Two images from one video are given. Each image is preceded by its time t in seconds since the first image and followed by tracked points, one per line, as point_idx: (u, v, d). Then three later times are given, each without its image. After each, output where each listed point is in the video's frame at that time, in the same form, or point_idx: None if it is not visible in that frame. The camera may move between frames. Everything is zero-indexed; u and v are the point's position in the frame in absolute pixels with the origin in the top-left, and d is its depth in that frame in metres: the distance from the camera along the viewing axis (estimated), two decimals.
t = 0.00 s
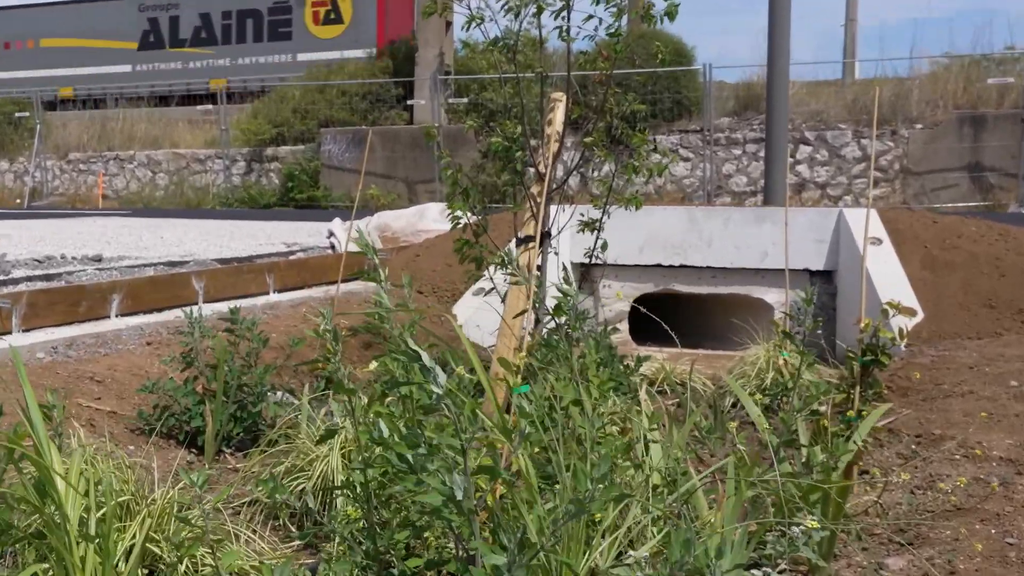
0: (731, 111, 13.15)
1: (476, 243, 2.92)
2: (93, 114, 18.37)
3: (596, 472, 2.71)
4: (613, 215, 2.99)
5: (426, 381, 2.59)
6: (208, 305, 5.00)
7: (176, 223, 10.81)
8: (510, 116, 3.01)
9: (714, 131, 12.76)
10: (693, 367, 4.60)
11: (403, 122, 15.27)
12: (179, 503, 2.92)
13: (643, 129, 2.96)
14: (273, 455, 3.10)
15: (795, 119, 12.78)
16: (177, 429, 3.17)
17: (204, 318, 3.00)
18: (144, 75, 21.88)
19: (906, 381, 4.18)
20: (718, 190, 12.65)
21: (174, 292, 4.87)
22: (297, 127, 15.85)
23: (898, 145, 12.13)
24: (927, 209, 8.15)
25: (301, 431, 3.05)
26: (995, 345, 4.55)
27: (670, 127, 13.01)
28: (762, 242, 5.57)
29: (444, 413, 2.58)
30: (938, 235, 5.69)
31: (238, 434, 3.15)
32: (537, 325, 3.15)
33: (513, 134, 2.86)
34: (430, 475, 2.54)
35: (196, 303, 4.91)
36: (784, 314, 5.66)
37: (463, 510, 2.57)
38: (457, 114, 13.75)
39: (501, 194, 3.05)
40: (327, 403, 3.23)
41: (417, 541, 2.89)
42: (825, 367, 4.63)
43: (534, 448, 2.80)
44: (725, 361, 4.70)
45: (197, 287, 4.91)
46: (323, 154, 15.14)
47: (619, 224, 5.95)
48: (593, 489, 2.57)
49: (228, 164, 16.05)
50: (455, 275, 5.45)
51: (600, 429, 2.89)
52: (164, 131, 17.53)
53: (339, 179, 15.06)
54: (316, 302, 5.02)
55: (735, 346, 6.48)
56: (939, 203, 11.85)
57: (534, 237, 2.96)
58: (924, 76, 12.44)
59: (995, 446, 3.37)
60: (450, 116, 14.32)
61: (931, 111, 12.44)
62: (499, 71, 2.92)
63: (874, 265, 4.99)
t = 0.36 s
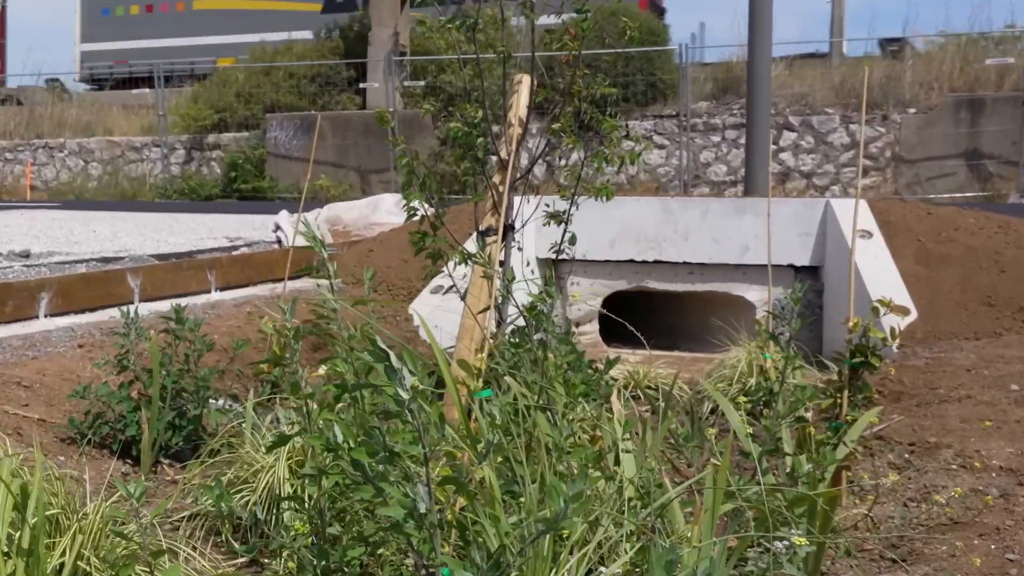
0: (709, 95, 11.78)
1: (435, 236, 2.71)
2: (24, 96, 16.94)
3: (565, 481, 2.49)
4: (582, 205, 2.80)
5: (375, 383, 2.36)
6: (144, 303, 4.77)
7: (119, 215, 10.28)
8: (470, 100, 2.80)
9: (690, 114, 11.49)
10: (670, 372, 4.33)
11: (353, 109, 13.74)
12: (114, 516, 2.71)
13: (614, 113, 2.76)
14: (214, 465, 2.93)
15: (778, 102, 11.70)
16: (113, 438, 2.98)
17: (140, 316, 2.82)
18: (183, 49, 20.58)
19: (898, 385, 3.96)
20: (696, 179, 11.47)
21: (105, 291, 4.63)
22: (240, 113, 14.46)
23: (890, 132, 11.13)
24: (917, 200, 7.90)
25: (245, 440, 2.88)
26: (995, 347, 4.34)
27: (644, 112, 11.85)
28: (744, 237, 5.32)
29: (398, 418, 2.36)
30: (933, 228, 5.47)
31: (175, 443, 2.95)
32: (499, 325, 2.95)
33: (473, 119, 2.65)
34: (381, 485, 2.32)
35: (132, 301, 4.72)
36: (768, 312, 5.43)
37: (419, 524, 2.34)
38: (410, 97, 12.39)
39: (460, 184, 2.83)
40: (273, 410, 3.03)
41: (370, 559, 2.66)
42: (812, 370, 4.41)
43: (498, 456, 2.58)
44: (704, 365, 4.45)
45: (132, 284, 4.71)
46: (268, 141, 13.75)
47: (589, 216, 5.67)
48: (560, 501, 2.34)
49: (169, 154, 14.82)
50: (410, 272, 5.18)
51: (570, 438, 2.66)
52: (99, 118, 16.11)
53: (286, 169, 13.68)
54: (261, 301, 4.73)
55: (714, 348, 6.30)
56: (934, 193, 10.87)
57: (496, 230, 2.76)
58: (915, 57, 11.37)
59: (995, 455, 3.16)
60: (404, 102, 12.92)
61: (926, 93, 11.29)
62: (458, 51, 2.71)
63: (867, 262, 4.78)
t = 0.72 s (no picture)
0: (690, 79, 10.77)
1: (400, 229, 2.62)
2: None
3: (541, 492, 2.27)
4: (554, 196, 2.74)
5: (346, 384, 2.08)
6: (92, 301, 4.47)
7: (72, 208, 9.87)
8: (437, 85, 2.69)
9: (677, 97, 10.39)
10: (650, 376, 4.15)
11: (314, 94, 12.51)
12: (61, 528, 2.55)
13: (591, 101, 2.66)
14: (166, 473, 2.80)
15: (765, 87, 10.49)
16: (60, 443, 2.84)
17: (87, 317, 2.77)
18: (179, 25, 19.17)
19: (892, 387, 3.80)
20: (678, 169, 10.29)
21: (49, 286, 4.31)
22: (193, 99, 13.13)
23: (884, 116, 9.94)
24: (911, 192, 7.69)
25: (199, 447, 2.74)
26: (995, 347, 4.17)
27: (627, 97, 10.65)
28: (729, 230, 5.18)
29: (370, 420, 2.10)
30: (928, 220, 5.32)
31: (124, 449, 2.80)
32: (468, 325, 2.83)
33: (440, 104, 2.52)
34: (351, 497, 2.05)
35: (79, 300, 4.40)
36: (754, 310, 5.28)
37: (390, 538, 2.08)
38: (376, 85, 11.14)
39: (427, 174, 2.71)
40: (230, 414, 2.92)
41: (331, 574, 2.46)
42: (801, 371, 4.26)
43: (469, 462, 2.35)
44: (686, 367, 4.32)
45: (77, 282, 4.40)
46: (222, 129, 12.37)
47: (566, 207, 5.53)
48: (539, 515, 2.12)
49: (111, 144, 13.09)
50: (374, 267, 4.99)
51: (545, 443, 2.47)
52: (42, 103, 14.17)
53: (240, 157, 12.31)
54: (215, 299, 4.51)
55: (697, 345, 6.18)
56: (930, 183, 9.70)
57: (465, 223, 2.65)
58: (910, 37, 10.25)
59: (995, 462, 3.01)
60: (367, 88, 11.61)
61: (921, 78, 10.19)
62: (424, 32, 2.58)
63: (861, 257, 4.64)
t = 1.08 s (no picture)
0: (677, 67, 10.58)
1: (376, 224, 2.76)
2: None
3: (527, 497, 2.09)
4: (535, 186, 2.88)
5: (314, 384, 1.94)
6: (58, 299, 4.44)
7: (44, 204, 9.67)
8: (416, 74, 2.77)
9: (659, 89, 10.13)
10: (636, 375, 4.07)
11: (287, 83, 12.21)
12: (26, 534, 2.43)
13: (573, 88, 2.81)
14: (135, 477, 2.71)
15: (755, 74, 10.31)
16: (23, 447, 2.76)
17: (52, 314, 2.75)
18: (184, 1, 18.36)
19: (889, 386, 3.69)
20: (663, 162, 10.10)
21: (13, 284, 4.27)
22: (160, 88, 12.61)
23: (878, 106, 9.82)
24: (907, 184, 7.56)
25: (168, 449, 2.65)
26: (995, 345, 4.08)
27: (609, 87, 10.37)
28: (718, 223, 5.11)
29: (342, 418, 1.91)
30: (927, 213, 5.24)
31: (92, 452, 2.77)
32: (449, 324, 2.75)
33: (420, 94, 2.59)
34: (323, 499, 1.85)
35: (41, 297, 4.37)
36: (745, 307, 5.21)
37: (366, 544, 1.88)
38: (349, 73, 10.87)
39: (406, 166, 2.80)
40: (200, 417, 2.86)
41: None
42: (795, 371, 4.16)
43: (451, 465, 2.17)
44: (673, 367, 4.32)
45: (41, 279, 4.36)
46: (191, 119, 12.12)
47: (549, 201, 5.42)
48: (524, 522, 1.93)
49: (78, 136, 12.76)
50: (350, 264, 4.99)
51: (527, 445, 2.31)
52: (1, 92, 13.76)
53: (208, 149, 12.10)
54: (185, 296, 4.58)
55: (683, 345, 6.11)
56: (928, 175, 9.58)
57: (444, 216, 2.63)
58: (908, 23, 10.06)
59: (995, 464, 2.91)
60: (340, 76, 10.94)
61: (919, 65, 10.01)
62: (400, 18, 2.59)
63: (857, 253, 4.54)
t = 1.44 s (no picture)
0: (674, 61, 10.57)
1: (366, 221, 2.76)
2: None
3: (520, 498, 2.02)
4: (529, 185, 2.87)
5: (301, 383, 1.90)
6: (44, 297, 4.42)
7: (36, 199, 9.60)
8: (409, 69, 2.75)
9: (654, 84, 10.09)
10: (631, 374, 4.03)
11: (277, 77, 12.10)
12: (13, 536, 2.39)
13: (567, 83, 2.79)
14: (122, 479, 2.68)
15: (753, 69, 10.33)
16: (8, 448, 2.74)
17: (38, 315, 2.77)
18: None
19: (888, 386, 3.66)
20: (659, 158, 10.05)
21: None
22: (148, 82, 12.56)
23: (877, 102, 9.80)
24: (907, 180, 7.51)
25: (156, 451, 2.62)
26: (996, 344, 4.04)
27: (603, 82, 10.33)
28: (714, 222, 5.08)
29: (325, 419, 1.85)
30: (928, 210, 5.21)
31: (79, 453, 2.75)
32: (442, 324, 2.71)
33: (412, 90, 2.59)
34: (308, 503, 1.77)
35: (27, 296, 4.36)
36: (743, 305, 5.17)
37: (355, 548, 1.81)
38: (341, 67, 10.65)
39: (398, 162, 2.80)
40: (187, 417, 2.83)
41: None
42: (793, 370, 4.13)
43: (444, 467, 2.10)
44: (670, 365, 4.28)
45: (27, 277, 4.34)
46: (179, 114, 12.15)
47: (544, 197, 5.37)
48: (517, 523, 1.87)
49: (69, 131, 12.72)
50: (341, 262, 4.95)
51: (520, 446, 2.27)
52: None
53: (199, 145, 12.14)
54: (173, 295, 4.55)
55: (682, 345, 6.06)
56: (928, 171, 9.55)
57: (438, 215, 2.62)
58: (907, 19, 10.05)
59: (996, 465, 2.88)
60: (330, 70, 10.88)
61: (918, 60, 9.99)
62: (393, 12, 2.61)
63: (856, 251, 4.50)
